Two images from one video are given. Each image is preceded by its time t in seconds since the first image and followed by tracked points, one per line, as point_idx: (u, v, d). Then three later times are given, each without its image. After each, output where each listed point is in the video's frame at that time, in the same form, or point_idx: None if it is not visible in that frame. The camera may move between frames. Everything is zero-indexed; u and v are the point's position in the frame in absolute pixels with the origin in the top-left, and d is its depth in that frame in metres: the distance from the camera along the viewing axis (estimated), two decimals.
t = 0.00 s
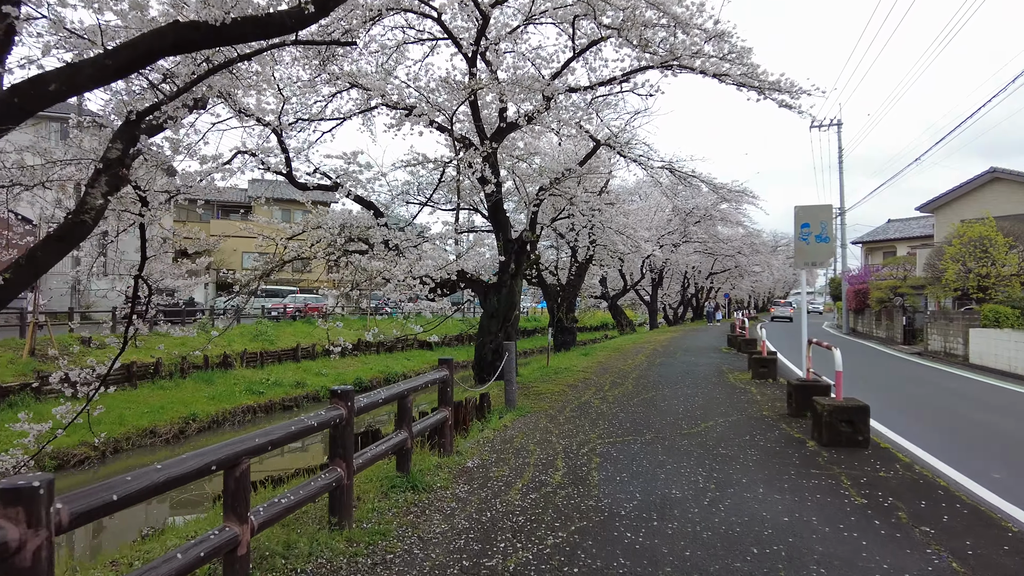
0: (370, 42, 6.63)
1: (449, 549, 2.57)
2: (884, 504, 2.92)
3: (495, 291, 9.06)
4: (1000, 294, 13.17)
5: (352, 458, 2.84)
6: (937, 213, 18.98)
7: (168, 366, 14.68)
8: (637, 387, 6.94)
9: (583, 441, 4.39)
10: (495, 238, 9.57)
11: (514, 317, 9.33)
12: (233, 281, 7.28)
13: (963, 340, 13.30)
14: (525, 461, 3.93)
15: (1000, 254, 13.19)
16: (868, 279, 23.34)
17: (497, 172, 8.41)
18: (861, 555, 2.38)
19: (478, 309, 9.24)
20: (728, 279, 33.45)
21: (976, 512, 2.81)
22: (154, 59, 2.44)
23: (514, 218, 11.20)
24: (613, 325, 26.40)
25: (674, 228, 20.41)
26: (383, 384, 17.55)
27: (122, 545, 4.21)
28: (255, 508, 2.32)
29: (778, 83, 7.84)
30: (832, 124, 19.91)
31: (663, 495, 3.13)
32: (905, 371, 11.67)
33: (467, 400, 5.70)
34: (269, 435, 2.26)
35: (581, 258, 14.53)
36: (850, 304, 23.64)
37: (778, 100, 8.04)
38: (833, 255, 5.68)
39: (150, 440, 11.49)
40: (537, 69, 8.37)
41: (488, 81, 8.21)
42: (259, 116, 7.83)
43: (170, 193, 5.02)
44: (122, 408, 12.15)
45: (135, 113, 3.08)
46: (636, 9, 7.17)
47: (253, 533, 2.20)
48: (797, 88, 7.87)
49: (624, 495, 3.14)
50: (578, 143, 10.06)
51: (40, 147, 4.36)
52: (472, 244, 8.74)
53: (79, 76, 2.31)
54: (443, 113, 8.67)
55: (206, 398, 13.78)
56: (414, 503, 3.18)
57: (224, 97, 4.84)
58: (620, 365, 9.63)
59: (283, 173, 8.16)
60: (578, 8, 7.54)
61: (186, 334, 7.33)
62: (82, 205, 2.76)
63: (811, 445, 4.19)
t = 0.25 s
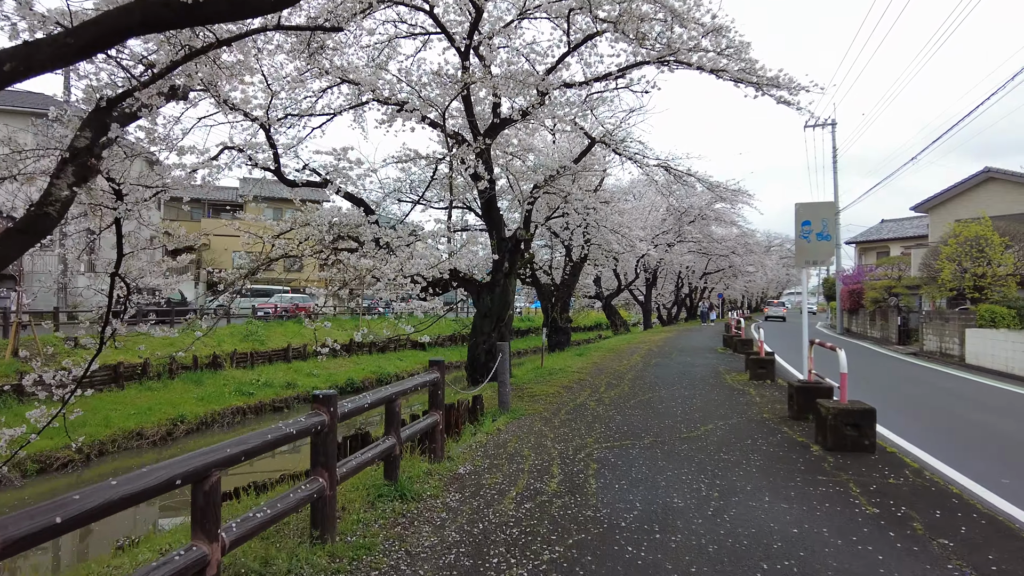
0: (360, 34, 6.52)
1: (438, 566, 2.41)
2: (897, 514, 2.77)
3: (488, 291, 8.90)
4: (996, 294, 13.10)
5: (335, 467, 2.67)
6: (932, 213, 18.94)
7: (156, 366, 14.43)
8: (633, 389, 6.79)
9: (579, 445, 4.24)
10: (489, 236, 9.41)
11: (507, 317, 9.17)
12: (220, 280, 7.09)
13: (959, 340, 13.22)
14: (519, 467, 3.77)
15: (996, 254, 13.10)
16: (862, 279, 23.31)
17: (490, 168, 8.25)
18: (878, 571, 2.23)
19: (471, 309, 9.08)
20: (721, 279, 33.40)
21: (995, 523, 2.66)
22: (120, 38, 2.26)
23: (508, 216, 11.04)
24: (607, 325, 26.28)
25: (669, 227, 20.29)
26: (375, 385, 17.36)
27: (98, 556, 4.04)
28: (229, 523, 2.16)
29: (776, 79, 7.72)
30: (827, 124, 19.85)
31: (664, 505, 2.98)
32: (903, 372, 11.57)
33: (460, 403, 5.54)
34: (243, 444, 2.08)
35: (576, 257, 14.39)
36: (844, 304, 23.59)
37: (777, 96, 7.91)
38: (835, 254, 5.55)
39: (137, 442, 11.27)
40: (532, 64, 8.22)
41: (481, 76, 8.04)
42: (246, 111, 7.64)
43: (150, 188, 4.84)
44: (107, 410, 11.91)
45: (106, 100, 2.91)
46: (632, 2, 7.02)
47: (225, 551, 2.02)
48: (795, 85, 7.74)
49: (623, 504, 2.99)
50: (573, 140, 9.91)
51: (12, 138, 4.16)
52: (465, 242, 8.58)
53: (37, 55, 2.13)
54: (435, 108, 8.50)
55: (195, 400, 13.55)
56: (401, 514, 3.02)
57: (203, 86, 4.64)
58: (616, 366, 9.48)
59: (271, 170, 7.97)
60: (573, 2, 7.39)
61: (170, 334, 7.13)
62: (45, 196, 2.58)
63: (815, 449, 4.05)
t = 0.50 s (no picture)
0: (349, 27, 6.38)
1: None
2: (906, 528, 2.63)
3: (479, 291, 8.74)
4: (988, 294, 13.05)
5: (309, 482, 2.49)
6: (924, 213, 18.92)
7: (141, 367, 14.16)
8: (626, 392, 6.64)
9: (570, 452, 4.08)
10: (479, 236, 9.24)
11: (498, 318, 9.01)
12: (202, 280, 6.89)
13: (951, 341, 13.17)
14: (508, 477, 3.61)
15: (989, 255, 13.04)
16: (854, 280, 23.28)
17: (481, 166, 8.08)
18: None
19: (461, 310, 8.90)
20: (713, 279, 33.36)
21: (1010, 538, 2.52)
22: (76, 18, 2.08)
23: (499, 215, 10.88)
24: (599, 325, 26.16)
25: (661, 227, 20.18)
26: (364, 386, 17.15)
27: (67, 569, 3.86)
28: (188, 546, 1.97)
29: (772, 76, 7.60)
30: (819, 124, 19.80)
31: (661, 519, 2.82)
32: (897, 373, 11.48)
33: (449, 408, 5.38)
34: (203, 460, 1.90)
35: (568, 257, 14.24)
36: (836, 304, 23.57)
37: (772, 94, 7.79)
38: (833, 255, 5.42)
39: (120, 446, 11.02)
40: (523, 60, 8.06)
41: (471, 71, 7.87)
42: (230, 106, 7.43)
43: (124, 184, 4.63)
44: (89, 412, 11.66)
45: (67, 86, 2.73)
46: None
47: None
48: (791, 82, 7.62)
49: (618, 519, 2.83)
50: (565, 138, 9.75)
51: None
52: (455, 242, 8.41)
53: None
54: (424, 105, 8.32)
55: (180, 401, 13.30)
56: (383, 529, 2.85)
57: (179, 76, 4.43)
58: (608, 368, 9.34)
59: (256, 167, 7.76)
60: None
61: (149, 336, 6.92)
62: None
63: (815, 457, 3.90)
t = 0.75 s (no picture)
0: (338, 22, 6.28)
1: None
2: (914, 537, 2.49)
3: (469, 290, 8.59)
4: (981, 293, 13.01)
5: (279, 492, 2.33)
6: (916, 213, 18.86)
7: (127, 369, 13.91)
8: (618, 392, 6.51)
9: (561, 456, 3.94)
10: (469, 233, 9.08)
11: (489, 317, 8.87)
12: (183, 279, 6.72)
13: (945, 341, 13.11)
14: (495, 483, 3.45)
15: (982, 253, 12.95)
16: (846, 279, 23.26)
17: (470, 161, 7.92)
18: None
19: (451, 309, 8.75)
20: (706, 279, 33.35)
21: None
22: None
23: (490, 213, 10.73)
24: (592, 325, 26.04)
25: (654, 227, 20.07)
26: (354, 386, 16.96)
27: None
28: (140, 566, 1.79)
29: (767, 71, 7.48)
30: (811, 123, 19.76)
31: (655, 528, 2.67)
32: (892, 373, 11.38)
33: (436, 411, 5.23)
34: (153, 473, 1.74)
35: (560, 256, 14.11)
36: (828, 304, 23.54)
37: (767, 89, 7.67)
38: (830, 252, 5.30)
39: (103, 448, 10.79)
40: (514, 54, 7.90)
41: (461, 65, 7.71)
42: (212, 100, 7.23)
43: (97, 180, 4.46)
44: (73, 414, 11.44)
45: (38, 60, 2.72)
46: None
47: None
48: (786, 77, 7.50)
49: (610, 528, 2.68)
50: (557, 134, 9.61)
51: None
52: (444, 239, 8.24)
53: None
54: (413, 99, 8.16)
55: (167, 403, 13.07)
56: (360, 541, 2.70)
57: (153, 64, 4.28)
58: (601, 368, 9.19)
59: (240, 163, 7.57)
60: None
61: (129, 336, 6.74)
62: None
63: (814, 461, 3.77)
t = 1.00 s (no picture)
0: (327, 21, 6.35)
1: None
2: (929, 560, 2.33)
3: (461, 292, 8.43)
4: (978, 294, 12.91)
5: (246, 516, 2.15)
6: (912, 213, 18.78)
7: (114, 373, 13.66)
8: (612, 398, 6.34)
9: (553, 467, 3.77)
10: (461, 235, 8.91)
11: (481, 320, 8.71)
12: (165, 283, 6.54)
13: (942, 342, 12.99)
14: (483, 499, 3.28)
15: (980, 254, 12.85)
16: (842, 280, 23.17)
17: (462, 161, 7.76)
18: None
19: (442, 312, 8.57)
20: (701, 280, 33.24)
21: None
22: None
23: (483, 214, 10.55)
24: (587, 327, 25.88)
25: (649, 227, 19.93)
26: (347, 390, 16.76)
27: None
28: None
29: (763, 69, 7.35)
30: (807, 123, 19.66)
31: (652, 549, 2.51)
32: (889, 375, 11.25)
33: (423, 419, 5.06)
34: (93, 504, 1.55)
35: (554, 257, 13.95)
36: (824, 305, 23.43)
37: (764, 87, 7.53)
38: (830, 253, 5.15)
39: (88, 455, 10.57)
40: (506, 51, 7.74)
41: (453, 63, 7.55)
42: (196, 98, 7.04)
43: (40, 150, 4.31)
44: (58, 420, 11.21)
45: None
46: None
47: None
48: (783, 74, 7.36)
49: (604, 549, 2.51)
50: (550, 134, 9.46)
51: None
52: (435, 240, 8.07)
53: None
54: (404, 98, 7.99)
55: (155, 407, 12.83)
56: (337, 564, 2.53)
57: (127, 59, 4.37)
58: (595, 371, 9.03)
59: (225, 162, 7.38)
60: None
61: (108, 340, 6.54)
62: None
63: (817, 472, 3.61)
